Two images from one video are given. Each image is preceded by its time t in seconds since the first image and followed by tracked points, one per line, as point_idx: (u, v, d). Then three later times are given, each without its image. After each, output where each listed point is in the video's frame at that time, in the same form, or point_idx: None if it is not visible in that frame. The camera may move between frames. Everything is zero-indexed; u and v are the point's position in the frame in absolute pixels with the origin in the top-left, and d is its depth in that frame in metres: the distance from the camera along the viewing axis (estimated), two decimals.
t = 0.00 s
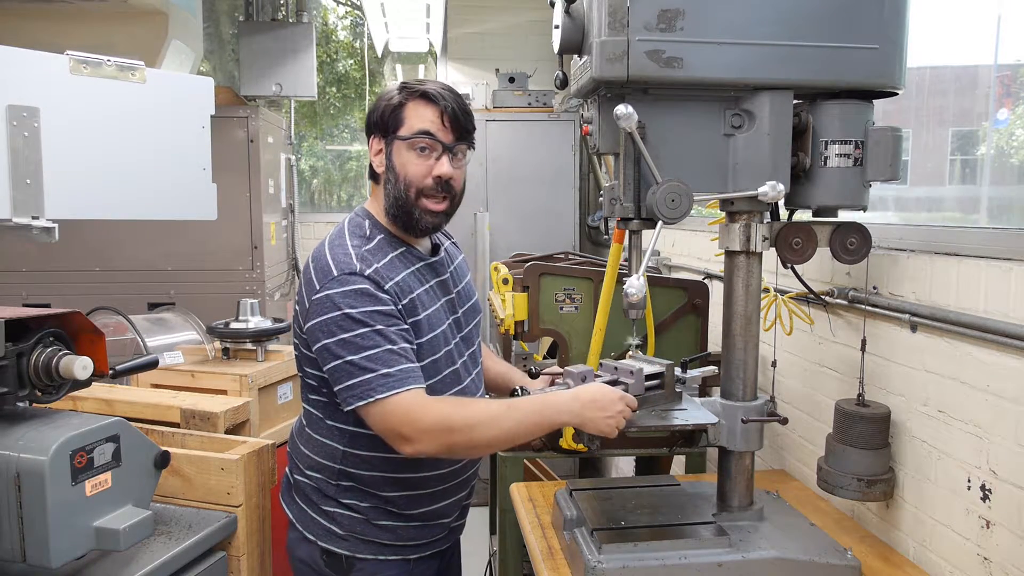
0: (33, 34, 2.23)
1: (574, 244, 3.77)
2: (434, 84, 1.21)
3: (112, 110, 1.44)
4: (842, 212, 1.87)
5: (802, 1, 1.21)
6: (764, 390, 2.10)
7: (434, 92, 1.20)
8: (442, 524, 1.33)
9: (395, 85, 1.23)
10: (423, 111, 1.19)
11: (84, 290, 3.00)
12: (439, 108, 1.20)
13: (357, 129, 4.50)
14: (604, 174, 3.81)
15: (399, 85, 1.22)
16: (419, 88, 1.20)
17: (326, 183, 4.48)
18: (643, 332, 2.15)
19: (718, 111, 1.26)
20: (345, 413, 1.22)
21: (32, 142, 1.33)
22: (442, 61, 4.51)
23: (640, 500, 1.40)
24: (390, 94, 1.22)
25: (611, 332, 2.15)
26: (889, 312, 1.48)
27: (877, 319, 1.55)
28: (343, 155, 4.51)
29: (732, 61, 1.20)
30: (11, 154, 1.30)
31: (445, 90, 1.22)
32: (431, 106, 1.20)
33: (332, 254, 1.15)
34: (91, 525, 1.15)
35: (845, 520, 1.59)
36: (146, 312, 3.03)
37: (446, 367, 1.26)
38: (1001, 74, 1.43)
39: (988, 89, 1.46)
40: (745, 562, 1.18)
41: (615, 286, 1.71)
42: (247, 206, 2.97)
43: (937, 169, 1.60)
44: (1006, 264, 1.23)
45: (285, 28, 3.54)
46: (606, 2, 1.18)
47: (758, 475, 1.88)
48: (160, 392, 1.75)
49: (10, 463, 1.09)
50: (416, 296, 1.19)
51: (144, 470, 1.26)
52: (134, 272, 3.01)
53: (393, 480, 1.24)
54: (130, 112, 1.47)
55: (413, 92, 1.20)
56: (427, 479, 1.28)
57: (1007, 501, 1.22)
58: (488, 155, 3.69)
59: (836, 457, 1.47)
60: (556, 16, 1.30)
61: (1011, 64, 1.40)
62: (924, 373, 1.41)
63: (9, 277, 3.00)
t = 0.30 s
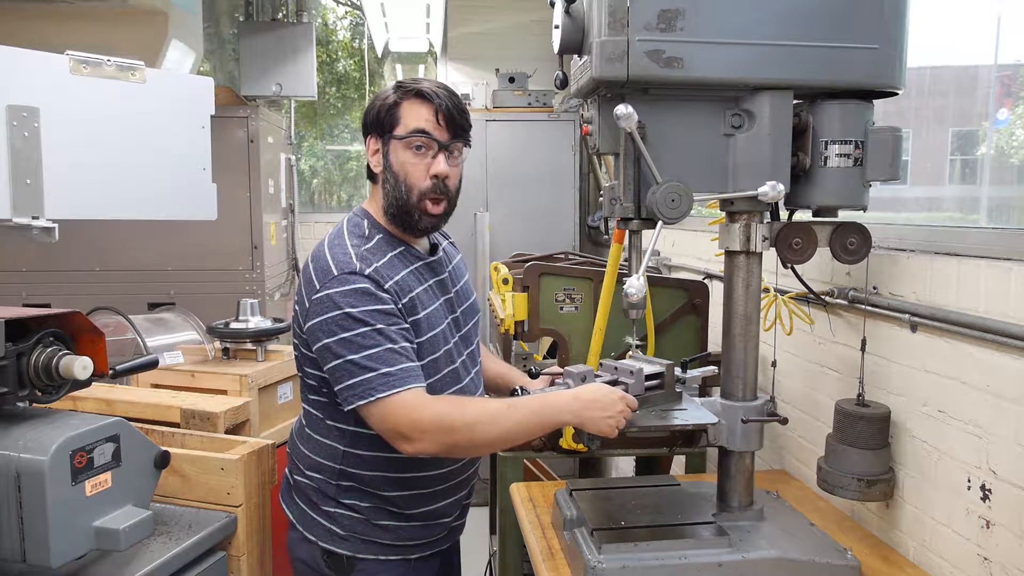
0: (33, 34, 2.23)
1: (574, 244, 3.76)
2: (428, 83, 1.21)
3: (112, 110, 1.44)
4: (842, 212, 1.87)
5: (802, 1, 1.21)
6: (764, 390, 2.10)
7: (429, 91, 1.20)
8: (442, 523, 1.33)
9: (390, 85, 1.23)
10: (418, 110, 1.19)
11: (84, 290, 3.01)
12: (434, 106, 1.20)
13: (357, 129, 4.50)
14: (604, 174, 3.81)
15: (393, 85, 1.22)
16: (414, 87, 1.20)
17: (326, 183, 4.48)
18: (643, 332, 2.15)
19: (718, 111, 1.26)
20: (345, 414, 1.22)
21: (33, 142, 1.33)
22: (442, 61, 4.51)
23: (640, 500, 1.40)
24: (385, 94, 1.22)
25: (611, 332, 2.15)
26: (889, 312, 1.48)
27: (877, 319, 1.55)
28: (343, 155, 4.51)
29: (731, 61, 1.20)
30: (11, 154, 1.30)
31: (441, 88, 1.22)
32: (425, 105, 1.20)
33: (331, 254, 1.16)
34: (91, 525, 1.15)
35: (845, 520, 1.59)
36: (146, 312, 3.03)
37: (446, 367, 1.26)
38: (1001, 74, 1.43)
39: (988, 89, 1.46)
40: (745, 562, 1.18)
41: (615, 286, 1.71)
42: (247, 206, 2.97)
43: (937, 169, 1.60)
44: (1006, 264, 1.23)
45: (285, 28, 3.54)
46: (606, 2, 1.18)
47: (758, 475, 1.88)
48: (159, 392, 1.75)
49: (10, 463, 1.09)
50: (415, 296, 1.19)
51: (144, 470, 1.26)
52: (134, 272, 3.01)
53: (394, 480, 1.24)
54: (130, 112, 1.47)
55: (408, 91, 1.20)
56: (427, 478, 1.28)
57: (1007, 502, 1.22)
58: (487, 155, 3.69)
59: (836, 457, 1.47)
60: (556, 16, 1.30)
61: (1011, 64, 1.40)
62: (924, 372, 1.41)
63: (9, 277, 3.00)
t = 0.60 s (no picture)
0: (32, 34, 2.23)
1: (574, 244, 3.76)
2: (434, 84, 1.20)
3: (112, 109, 1.44)
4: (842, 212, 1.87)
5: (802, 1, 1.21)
6: (764, 390, 2.10)
7: (436, 92, 1.19)
8: (442, 523, 1.33)
9: (392, 85, 1.21)
10: (425, 112, 1.19)
11: (84, 290, 3.01)
12: (441, 108, 1.20)
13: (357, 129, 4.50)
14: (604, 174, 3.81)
15: (396, 85, 1.21)
16: (421, 88, 1.19)
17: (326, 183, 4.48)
18: (643, 332, 2.15)
19: (718, 112, 1.26)
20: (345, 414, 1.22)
21: (33, 142, 1.33)
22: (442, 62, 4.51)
23: (640, 500, 1.40)
24: (389, 95, 1.21)
25: (611, 332, 2.15)
26: (889, 312, 1.48)
27: (877, 319, 1.55)
28: (342, 155, 4.51)
29: (731, 61, 1.20)
30: (11, 154, 1.30)
31: (446, 89, 1.21)
32: (433, 107, 1.19)
33: (330, 254, 1.16)
34: (91, 525, 1.15)
35: (845, 520, 1.59)
36: (146, 312, 3.03)
37: (445, 367, 1.26)
38: (1001, 74, 1.43)
39: (988, 89, 1.46)
40: (745, 562, 1.18)
41: (615, 286, 1.71)
42: (247, 205, 2.97)
43: (937, 169, 1.60)
44: (1006, 264, 1.23)
45: (285, 28, 3.54)
46: (606, 2, 1.18)
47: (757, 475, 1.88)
48: (159, 392, 1.75)
49: (10, 463, 1.09)
50: (414, 296, 1.19)
51: (143, 470, 1.26)
52: (134, 272, 3.01)
53: (393, 479, 1.24)
54: (130, 112, 1.47)
55: (413, 92, 1.19)
56: (426, 478, 1.28)
57: (1007, 502, 1.22)
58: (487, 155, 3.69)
59: (836, 457, 1.47)
60: (556, 16, 1.30)
61: (1011, 64, 1.40)
62: (924, 372, 1.41)
63: (9, 277, 3.00)
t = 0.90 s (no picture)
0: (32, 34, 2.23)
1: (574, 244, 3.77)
2: (452, 87, 1.23)
3: (112, 109, 1.44)
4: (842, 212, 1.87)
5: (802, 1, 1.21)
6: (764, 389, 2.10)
7: (457, 94, 1.22)
8: (444, 522, 1.33)
9: (410, 87, 1.22)
10: (450, 114, 1.21)
11: (84, 290, 3.01)
12: (462, 110, 1.23)
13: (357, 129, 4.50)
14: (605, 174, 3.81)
15: (414, 87, 1.21)
16: (445, 90, 1.21)
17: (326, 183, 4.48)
18: (643, 332, 2.15)
19: (718, 111, 1.26)
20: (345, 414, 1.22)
21: (32, 142, 1.33)
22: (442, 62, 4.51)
23: (640, 500, 1.40)
24: (407, 96, 1.21)
25: (611, 332, 2.15)
26: (889, 312, 1.48)
27: (877, 318, 1.55)
28: (342, 155, 4.51)
29: (731, 61, 1.20)
30: (11, 154, 1.30)
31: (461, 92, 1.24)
32: (455, 109, 1.22)
33: (330, 253, 1.16)
34: (91, 526, 1.15)
35: (845, 520, 1.59)
36: (146, 312, 3.03)
37: (445, 365, 1.26)
38: (1001, 74, 1.43)
39: (988, 89, 1.46)
40: (745, 562, 1.18)
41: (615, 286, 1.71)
42: (247, 205, 2.97)
43: (937, 169, 1.60)
44: (1005, 264, 1.23)
45: (285, 28, 3.54)
46: (606, 2, 1.18)
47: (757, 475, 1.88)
48: (160, 392, 1.75)
49: (10, 463, 1.09)
50: (415, 294, 1.19)
51: (144, 470, 1.26)
52: (134, 272, 3.01)
53: (395, 478, 1.24)
54: (130, 112, 1.47)
55: (437, 94, 1.21)
56: (427, 477, 1.28)
57: (1008, 501, 1.22)
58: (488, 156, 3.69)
59: (836, 457, 1.47)
60: (556, 16, 1.30)
61: (1011, 64, 1.40)
62: (924, 372, 1.41)
63: (9, 277, 3.00)
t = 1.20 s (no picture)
0: (32, 34, 2.23)
1: (574, 244, 3.77)
2: (454, 86, 1.24)
3: (112, 109, 1.44)
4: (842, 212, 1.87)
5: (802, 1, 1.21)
6: (764, 390, 2.10)
7: (461, 93, 1.24)
8: (444, 521, 1.33)
9: (413, 86, 1.22)
10: (455, 113, 1.22)
11: (84, 290, 3.00)
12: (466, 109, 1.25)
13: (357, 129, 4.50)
14: (605, 174, 3.81)
15: (416, 86, 1.22)
16: (449, 90, 1.22)
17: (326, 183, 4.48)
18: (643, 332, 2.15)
19: (719, 111, 1.26)
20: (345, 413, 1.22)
21: (33, 142, 1.32)
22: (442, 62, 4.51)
23: (640, 500, 1.40)
24: (411, 95, 1.21)
25: (611, 332, 2.15)
26: (889, 312, 1.48)
27: (877, 318, 1.55)
28: (342, 155, 4.51)
29: (731, 61, 1.20)
30: (11, 154, 1.30)
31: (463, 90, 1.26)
32: (459, 107, 1.23)
33: (331, 249, 1.16)
34: (90, 525, 1.15)
35: (845, 520, 1.59)
36: (146, 312, 3.03)
37: (446, 361, 1.26)
38: (1001, 74, 1.43)
39: (988, 89, 1.46)
40: (745, 562, 1.18)
41: (615, 287, 1.71)
42: (247, 205, 2.97)
43: (937, 169, 1.60)
44: (1005, 264, 1.23)
45: (285, 28, 3.54)
46: (606, 2, 1.18)
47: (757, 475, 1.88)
48: (159, 392, 1.75)
49: (10, 463, 1.09)
50: (416, 291, 1.19)
51: (143, 470, 1.26)
52: (134, 272, 3.01)
53: (395, 478, 1.24)
54: (130, 112, 1.47)
55: (442, 93, 1.22)
56: (427, 476, 1.28)
57: (1008, 501, 1.22)
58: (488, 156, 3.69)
59: (836, 457, 1.47)
60: (556, 16, 1.30)
61: (1011, 64, 1.40)
62: (924, 372, 1.41)
63: (9, 277, 3.00)
